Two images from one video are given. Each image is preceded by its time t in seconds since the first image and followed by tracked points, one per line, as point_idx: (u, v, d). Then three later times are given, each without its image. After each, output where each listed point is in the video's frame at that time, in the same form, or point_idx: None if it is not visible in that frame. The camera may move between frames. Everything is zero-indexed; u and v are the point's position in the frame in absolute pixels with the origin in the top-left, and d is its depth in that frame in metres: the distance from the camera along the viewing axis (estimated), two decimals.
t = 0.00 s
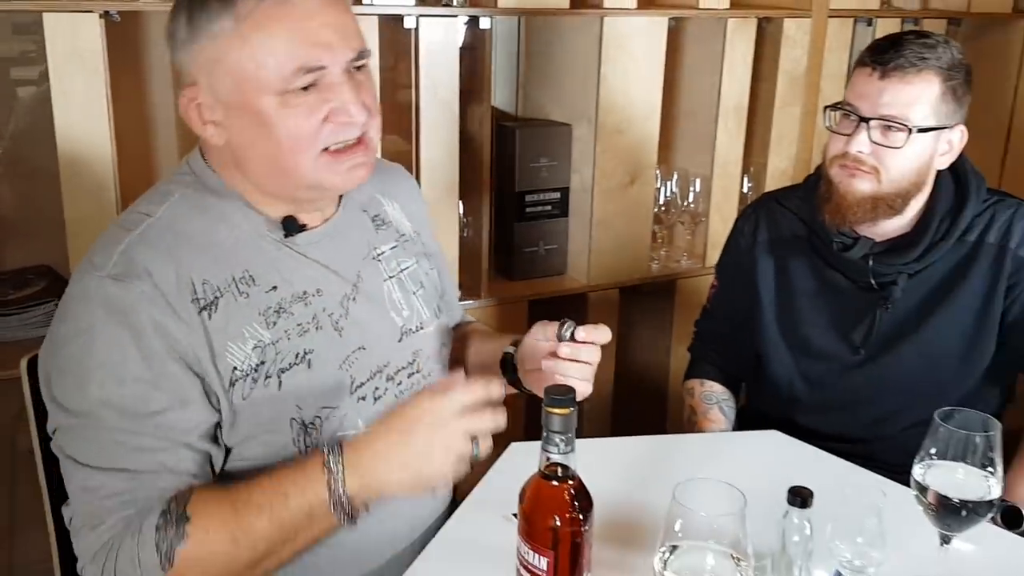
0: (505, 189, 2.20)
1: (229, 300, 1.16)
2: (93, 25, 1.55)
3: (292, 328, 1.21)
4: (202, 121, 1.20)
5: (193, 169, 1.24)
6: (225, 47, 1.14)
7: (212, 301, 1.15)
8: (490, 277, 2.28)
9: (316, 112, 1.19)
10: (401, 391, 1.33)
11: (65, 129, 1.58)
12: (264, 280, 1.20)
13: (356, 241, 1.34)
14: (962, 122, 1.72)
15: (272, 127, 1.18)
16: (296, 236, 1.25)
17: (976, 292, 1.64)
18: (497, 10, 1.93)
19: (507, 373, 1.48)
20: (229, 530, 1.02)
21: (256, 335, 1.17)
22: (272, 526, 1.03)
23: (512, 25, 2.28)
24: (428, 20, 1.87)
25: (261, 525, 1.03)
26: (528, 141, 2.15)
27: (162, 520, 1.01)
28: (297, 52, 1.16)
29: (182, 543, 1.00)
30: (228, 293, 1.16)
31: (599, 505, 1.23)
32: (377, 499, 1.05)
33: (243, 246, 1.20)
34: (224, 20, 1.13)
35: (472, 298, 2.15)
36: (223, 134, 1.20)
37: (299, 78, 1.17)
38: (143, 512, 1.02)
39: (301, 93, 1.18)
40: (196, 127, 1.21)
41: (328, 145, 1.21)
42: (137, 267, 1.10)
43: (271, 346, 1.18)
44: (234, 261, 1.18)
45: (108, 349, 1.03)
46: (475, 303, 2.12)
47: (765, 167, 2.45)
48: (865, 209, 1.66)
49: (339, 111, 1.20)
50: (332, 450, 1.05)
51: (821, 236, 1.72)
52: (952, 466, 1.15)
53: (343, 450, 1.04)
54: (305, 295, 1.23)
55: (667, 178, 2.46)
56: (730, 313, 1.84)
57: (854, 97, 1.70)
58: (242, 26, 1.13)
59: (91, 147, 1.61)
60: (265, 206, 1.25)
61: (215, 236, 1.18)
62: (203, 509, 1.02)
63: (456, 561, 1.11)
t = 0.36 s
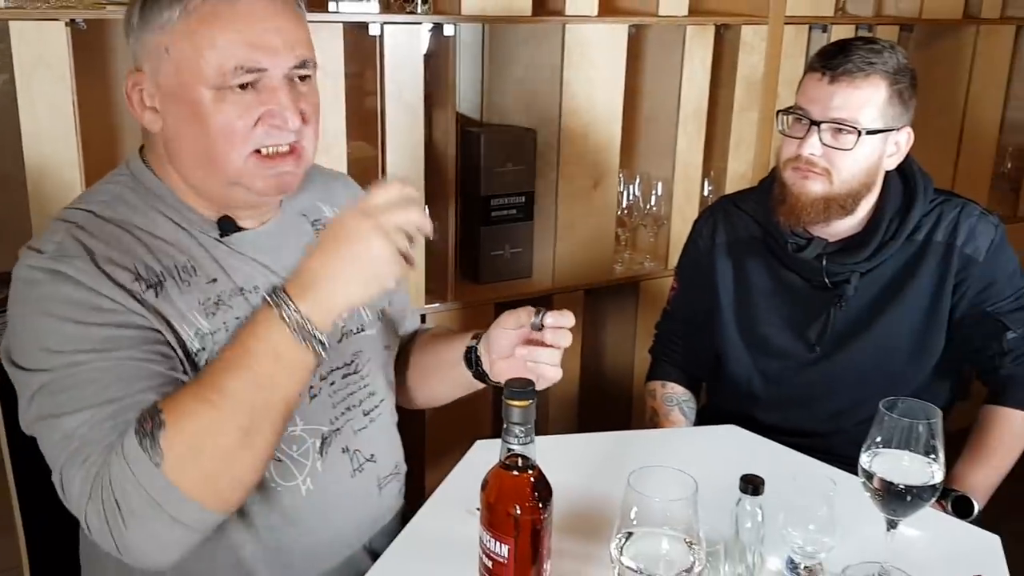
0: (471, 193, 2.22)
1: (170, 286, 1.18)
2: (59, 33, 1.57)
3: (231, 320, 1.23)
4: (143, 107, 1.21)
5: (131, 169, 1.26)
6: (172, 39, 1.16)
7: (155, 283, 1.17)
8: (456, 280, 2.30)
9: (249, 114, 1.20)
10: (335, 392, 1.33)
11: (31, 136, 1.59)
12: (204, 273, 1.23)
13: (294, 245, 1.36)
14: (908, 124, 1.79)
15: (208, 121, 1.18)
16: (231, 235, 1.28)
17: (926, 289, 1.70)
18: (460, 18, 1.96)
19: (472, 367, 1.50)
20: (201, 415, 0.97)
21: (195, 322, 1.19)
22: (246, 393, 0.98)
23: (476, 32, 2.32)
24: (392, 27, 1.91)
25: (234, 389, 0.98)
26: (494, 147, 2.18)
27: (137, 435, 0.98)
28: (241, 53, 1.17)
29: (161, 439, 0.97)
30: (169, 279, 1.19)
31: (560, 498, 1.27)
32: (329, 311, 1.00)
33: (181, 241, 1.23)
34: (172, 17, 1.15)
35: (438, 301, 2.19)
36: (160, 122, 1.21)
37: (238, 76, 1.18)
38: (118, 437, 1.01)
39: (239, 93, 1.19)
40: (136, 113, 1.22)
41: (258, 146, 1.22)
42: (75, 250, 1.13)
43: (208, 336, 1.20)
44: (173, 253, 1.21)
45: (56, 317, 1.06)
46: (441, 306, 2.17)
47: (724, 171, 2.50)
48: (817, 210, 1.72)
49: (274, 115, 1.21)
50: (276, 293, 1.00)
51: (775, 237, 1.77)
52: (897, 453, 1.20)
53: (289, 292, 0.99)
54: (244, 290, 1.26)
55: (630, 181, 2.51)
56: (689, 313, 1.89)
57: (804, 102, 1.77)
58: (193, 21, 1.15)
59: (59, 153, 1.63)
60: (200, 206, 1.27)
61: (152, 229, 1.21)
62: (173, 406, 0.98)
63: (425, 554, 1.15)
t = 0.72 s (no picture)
0: (448, 197, 2.25)
1: (156, 297, 1.20)
2: (41, 42, 1.60)
3: (214, 326, 1.26)
4: (189, 101, 1.21)
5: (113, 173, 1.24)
6: (235, 33, 1.22)
7: (140, 297, 1.18)
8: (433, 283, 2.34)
9: (301, 103, 1.31)
10: (322, 389, 1.38)
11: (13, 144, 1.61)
12: (188, 279, 1.24)
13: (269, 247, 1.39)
14: (869, 127, 1.85)
15: (266, 109, 1.26)
16: (219, 236, 1.29)
17: (889, 288, 1.76)
18: (435, 26, 2.00)
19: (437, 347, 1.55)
20: (139, 499, 1.00)
21: (183, 331, 1.22)
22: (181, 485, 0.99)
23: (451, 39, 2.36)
24: (368, 35, 1.94)
25: (170, 485, 0.99)
26: (470, 152, 2.22)
27: (80, 500, 1.02)
28: (293, 46, 1.29)
29: (98, 521, 1.01)
30: (154, 290, 1.20)
31: (534, 493, 1.31)
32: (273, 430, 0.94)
33: (166, 246, 1.23)
34: (233, 15, 1.23)
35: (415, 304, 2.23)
36: (210, 117, 1.23)
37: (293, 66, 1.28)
38: (64, 501, 1.05)
39: (294, 86, 1.30)
40: (176, 107, 1.22)
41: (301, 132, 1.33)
42: (61, 268, 1.13)
43: (196, 342, 1.24)
44: (156, 260, 1.22)
45: (38, 348, 1.07)
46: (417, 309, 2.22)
47: (696, 175, 2.55)
48: (784, 211, 1.77)
49: (316, 105, 1.34)
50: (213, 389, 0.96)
51: (744, 239, 1.82)
52: (856, 446, 1.24)
53: (225, 388, 0.93)
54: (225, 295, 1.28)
55: (604, 185, 2.55)
56: (662, 313, 1.94)
57: (769, 107, 1.82)
58: (247, 18, 1.24)
59: (40, 162, 1.65)
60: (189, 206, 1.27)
61: (139, 237, 1.21)
62: (116, 486, 1.01)
63: (400, 549, 1.18)
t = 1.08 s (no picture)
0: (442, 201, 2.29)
1: (191, 288, 1.20)
2: (41, 47, 1.65)
3: (245, 316, 1.25)
4: (201, 118, 1.21)
5: (145, 173, 1.25)
6: (251, 59, 1.20)
7: (177, 289, 1.18)
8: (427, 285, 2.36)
9: (310, 132, 1.26)
10: (332, 381, 1.38)
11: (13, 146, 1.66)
12: (218, 270, 1.24)
13: (289, 243, 1.38)
14: (850, 130, 1.89)
15: (272, 136, 1.23)
16: (244, 233, 1.29)
17: (871, 288, 1.80)
18: (427, 31, 2.03)
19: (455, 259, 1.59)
20: (199, 529, 1.08)
21: (217, 318, 1.21)
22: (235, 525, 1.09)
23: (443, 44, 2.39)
24: (362, 40, 1.97)
25: (229, 524, 1.09)
26: (463, 156, 2.23)
27: (140, 506, 1.07)
28: (314, 77, 1.23)
29: (157, 534, 1.07)
30: (189, 281, 1.20)
31: (526, 489, 1.34)
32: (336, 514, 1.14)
33: (197, 240, 1.23)
34: (254, 38, 1.20)
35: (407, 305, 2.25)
36: (219, 134, 1.22)
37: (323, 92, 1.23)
38: (117, 502, 1.08)
39: (306, 113, 1.25)
40: (191, 122, 1.21)
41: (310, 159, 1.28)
42: (104, 260, 1.14)
43: (229, 330, 1.23)
44: (189, 254, 1.22)
45: (80, 338, 1.08)
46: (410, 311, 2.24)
47: (684, 177, 2.59)
48: (767, 212, 1.81)
49: (329, 133, 1.28)
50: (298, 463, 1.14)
51: (730, 239, 1.87)
52: (839, 442, 1.28)
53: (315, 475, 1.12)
54: (253, 287, 1.28)
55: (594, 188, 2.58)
56: (650, 313, 1.98)
57: (752, 111, 1.85)
58: (271, 46, 1.20)
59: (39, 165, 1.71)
60: (215, 203, 1.27)
61: (174, 231, 1.22)
62: (176, 507, 1.08)
63: (395, 547, 1.21)
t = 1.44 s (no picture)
0: (442, 204, 2.31)
1: (228, 291, 1.22)
2: (47, 56, 1.72)
3: (280, 319, 1.28)
4: (262, 121, 1.24)
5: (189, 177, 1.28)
6: (311, 63, 1.25)
7: (215, 290, 1.20)
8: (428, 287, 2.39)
9: (359, 130, 1.32)
10: (360, 384, 1.40)
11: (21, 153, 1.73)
12: (255, 275, 1.27)
13: (321, 249, 1.41)
14: (844, 136, 1.92)
15: (331, 136, 1.29)
16: (282, 239, 1.32)
17: (867, 291, 1.83)
18: (429, 37, 2.05)
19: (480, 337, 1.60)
20: (195, 547, 1.09)
21: (252, 321, 1.24)
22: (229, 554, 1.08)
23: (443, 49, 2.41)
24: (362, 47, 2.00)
25: (224, 555, 1.08)
26: (463, 160, 2.26)
27: (145, 512, 1.09)
28: (356, 81, 1.29)
29: (155, 542, 1.08)
30: (227, 284, 1.22)
31: (527, 490, 1.36)
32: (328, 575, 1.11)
33: (237, 244, 1.26)
34: (313, 43, 1.25)
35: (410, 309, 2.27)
36: (281, 137, 1.26)
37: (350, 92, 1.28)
38: (125, 499, 1.10)
39: (356, 113, 1.31)
40: (250, 125, 1.25)
41: (355, 156, 1.34)
42: (146, 260, 1.16)
43: (263, 332, 1.25)
44: (229, 257, 1.24)
45: (118, 333, 1.10)
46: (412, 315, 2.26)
47: (683, 181, 2.61)
48: (763, 218, 1.84)
49: (372, 132, 1.35)
50: (303, 516, 1.11)
51: (726, 244, 1.89)
52: (833, 443, 1.30)
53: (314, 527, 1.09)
54: (287, 292, 1.30)
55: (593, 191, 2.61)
56: (647, 317, 2.00)
57: (746, 118, 1.88)
58: (327, 51, 1.26)
59: (44, 168, 1.77)
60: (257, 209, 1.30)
61: (217, 233, 1.24)
62: (179, 522, 1.09)
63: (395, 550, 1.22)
